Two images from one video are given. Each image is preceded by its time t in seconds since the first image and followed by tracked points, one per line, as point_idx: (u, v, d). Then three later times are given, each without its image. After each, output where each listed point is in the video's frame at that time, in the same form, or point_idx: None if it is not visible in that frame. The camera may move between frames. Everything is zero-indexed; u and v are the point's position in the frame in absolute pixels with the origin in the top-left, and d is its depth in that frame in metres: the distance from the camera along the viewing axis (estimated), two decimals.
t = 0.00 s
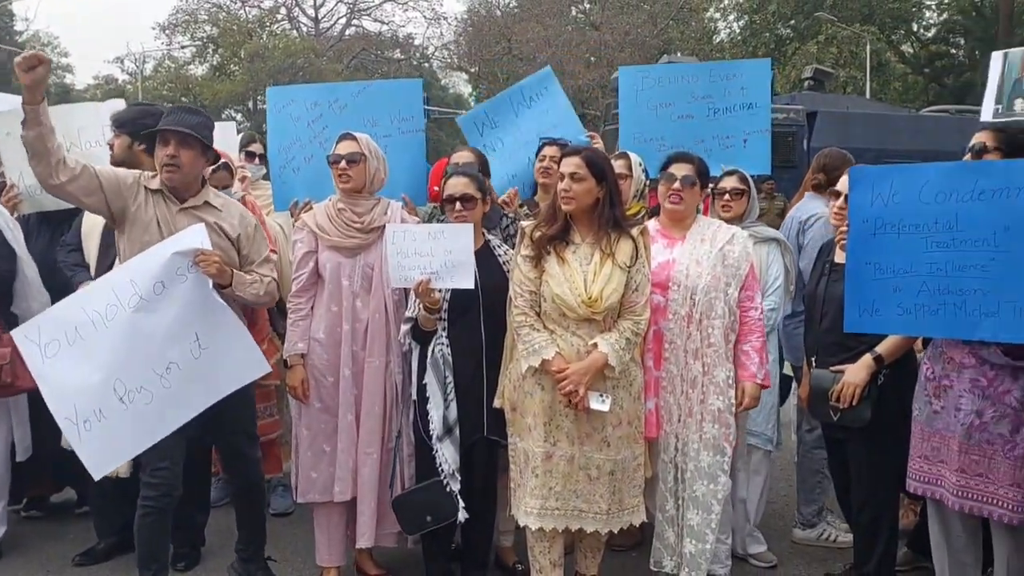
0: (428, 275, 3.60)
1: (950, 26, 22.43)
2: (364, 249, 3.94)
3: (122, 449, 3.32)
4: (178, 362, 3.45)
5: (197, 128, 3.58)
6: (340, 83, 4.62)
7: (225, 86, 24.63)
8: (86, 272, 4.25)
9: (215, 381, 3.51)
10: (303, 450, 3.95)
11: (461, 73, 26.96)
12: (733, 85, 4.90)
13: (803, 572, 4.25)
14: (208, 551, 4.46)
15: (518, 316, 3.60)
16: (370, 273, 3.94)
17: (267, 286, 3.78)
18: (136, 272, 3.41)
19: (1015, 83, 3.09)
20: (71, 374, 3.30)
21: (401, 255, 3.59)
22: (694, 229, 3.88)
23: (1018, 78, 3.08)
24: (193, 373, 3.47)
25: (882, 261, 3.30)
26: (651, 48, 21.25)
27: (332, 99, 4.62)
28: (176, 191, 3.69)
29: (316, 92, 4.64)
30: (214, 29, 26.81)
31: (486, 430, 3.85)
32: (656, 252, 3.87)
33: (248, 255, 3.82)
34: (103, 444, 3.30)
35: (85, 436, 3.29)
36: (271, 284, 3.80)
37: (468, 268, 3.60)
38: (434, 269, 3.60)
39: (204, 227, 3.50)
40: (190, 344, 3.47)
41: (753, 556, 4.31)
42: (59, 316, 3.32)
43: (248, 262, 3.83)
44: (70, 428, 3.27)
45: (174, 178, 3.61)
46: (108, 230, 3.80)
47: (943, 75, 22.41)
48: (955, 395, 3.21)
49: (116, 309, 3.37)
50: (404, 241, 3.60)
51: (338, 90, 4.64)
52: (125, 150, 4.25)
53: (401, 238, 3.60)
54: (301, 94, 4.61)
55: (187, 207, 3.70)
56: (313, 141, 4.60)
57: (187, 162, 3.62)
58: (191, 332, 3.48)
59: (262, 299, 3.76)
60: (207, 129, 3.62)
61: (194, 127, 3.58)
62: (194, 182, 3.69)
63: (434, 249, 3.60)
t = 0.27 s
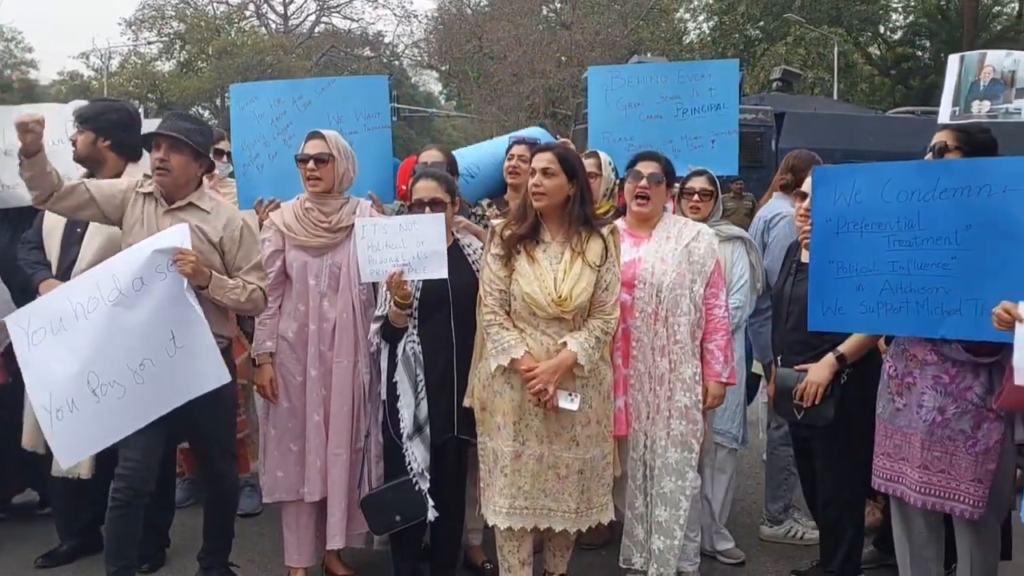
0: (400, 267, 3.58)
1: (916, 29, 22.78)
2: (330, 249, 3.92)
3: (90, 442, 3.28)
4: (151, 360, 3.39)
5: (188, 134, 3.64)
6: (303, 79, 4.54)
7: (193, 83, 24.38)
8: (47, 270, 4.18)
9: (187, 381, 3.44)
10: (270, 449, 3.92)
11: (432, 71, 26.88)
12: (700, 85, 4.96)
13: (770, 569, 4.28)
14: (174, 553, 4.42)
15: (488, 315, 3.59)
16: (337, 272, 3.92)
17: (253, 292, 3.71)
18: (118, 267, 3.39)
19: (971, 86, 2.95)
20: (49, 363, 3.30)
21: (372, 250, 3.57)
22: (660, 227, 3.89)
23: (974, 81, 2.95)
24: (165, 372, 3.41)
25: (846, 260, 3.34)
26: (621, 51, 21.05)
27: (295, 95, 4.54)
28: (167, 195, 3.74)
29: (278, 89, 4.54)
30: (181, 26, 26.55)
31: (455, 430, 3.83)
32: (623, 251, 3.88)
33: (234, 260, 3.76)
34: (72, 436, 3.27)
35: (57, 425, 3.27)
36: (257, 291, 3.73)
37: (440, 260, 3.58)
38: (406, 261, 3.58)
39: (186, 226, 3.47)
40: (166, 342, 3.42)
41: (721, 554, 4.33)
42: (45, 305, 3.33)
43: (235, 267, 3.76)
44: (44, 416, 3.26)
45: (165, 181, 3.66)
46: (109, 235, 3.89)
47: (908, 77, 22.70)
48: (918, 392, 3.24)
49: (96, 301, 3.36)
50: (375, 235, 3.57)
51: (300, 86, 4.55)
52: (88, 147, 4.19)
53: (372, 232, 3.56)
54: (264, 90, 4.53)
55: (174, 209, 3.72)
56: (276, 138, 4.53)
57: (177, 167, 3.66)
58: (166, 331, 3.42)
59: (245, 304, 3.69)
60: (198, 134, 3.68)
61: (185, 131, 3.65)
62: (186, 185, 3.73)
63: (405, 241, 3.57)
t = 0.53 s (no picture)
0: (384, 264, 3.57)
1: (900, 29, 22.78)
2: (317, 248, 3.91)
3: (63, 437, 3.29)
4: (122, 360, 3.34)
5: (175, 147, 3.59)
6: (289, 78, 4.53)
7: (179, 81, 24.26)
8: (30, 270, 4.15)
9: (153, 385, 3.34)
10: (256, 449, 3.91)
11: (418, 70, 26.84)
12: (686, 84, 4.96)
13: (756, 567, 4.29)
14: (159, 553, 4.39)
15: (475, 314, 3.59)
16: (323, 271, 3.90)
17: (229, 301, 3.62)
18: (105, 264, 3.40)
19: (951, 86, 2.95)
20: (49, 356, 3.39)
21: (356, 247, 3.56)
22: (648, 225, 3.90)
23: (953, 81, 2.95)
24: (133, 374, 3.33)
25: (831, 261, 3.35)
26: (609, 49, 21.07)
27: (281, 94, 4.53)
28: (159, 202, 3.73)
29: (265, 87, 4.53)
30: (166, 23, 26.41)
31: (442, 429, 3.83)
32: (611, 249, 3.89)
33: (212, 270, 3.67)
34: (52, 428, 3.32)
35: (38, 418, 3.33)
36: (233, 300, 3.63)
37: (424, 258, 3.56)
38: (391, 258, 3.57)
39: (163, 226, 3.39)
40: (137, 344, 3.35)
41: (707, 552, 4.34)
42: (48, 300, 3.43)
43: (213, 277, 3.67)
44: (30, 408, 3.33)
45: (153, 190, 3.66)
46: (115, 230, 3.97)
47: (893, 77, 22.85)
48: (901, 390, 3.26)
49: (84, 297, 3.39)
50: (359, 232, 3.56)
51: (287, 84, 4.54)
52: (72, 145, 4.16)
53: (356, 229, 3.55)
54: (250, 88, 4.52)
55: (159, 217, 3.71)
56: (262, 136, 4.51)
57: (164, 177, 3.64)
58: (138, 332, 3.36)
59: (221, 313, 3.61)
60: (188, 147, 3.61)
61: (173, 143, 3.59)
62: (175, 195, 3.70)
63: (388, 238, 3.56)
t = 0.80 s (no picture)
0: (378, 262, 3.56)
1: (892, 31, 23.04)
2: (311, 248, 3.89)
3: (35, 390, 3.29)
4: (103, 326, 3.35)
5: (184, 113, 3.64)
6: (282, 77, 4.52)
7: (171, 80, 24.24)
8: (21, 269, 4.13)
9: (128, 356, 3.35)
10: (248, 448, 3.90)
11: (411, 70, 26.81)
12: (677, 84, 4.94)
13: (747, 567, 4.30)
14: (150, 554, 4.38)
15: (468, 314, 3.59)
16: (316, 271, 3.89)
17: (216, 284, 3.70)
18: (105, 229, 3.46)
19: (940, 89, 2.96)
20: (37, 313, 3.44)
21: (350, 245, 3.56)
22: (650, 224, 3.90)
23: (942, 84, 2.95)
24: (111, 340, 3.35)
25: (821, 262, 3.36)
26: (603, 49, 21.09)
27: (274, 93, 4.51)
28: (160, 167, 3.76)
29: (257, 87, 4.52)
30: (158, 22, 26.33)
31: (434, 428, 3.82)
32: (613, 247, 3.90)
33: (205, 249, 3.77)
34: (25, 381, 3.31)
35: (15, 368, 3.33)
36: (219, 283, 3.71)
37: (419, 255, 3.56)
38: (385, 256, 3.56)
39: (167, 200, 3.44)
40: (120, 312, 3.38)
41: (699, 552, 4.35)
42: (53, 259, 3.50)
43: (206, 253, 3.78)
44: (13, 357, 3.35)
45: (156, 155, 3.68)
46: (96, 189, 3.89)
47: (885, 77, 22.95)
48: (893, 391, 3.27)
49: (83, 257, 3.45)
50: (353, 231, 3.56)
51: (279, 84, 4.53)
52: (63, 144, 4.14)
53: (349, 228, 3.56)
54: (243, 88, 4.51)
55: (164, 181, 3.74)
56: (255, 136, 4.50)
57: (169, 143, 3.67)
58: (125, 301, 3.39)
59: (206, 295, 3.67)
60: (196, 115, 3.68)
61: (180, 110, 3.63)
62: (176, 162, 3.75)
63: (382, 236, 3.55)
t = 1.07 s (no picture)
0: (376, 262, 3.55)
1: (888, 30, 22.91)
2: (309, 248, 3.89)
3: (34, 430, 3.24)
4: (97, 357, 3.32)
5: (155, 131, 3.54)
6: (277, 78, 4.52)
7: (167, 79, 24.22)
8: (15, 268, 4.12)
9: (130, 383, 3.36)
10: (244, 448, 3.90)
11: (407, 69, 26.80)
12: (671, 83, 4.89)
13: (742, 566, 4.31)
14: (145, 553, 4.38)
15: (465, 313, 3.59)
16: (314, 270, 3.89)
17: (206, 301, 3.72)
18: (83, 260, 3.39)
19: (933, 92, 2.96)
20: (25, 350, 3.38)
21: (348, 244, 3.54)
22: (660, 224, 3.90)
23: (935, 87, 2.96)
24: (110, 372, 3.33)
25: (817, 264, 3.37)
26: (598, 48, 21.10)
27: (268, 94, 4.51)
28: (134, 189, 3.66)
29: (251, 87, 4.51)
30: (154, 20, 26.28)
31: (430, 428, 3.82)
32: (623, 246, 3.90)
33: (193, 267, 3.75)
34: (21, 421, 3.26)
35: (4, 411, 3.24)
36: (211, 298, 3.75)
37: (414, 256, 3.54)
38: (382, 256, 3.55)
39: (152, 227, 3.43)
40: (115, 342, 3.35)
41: (694, 551, 4.36)
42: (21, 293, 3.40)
43: (192, 272, 3.76)
44: None
45: (129, 177, 3.58)
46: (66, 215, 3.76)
47: (880, 77, 22.99)
48: (889, 390, 3.28)
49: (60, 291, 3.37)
50: (351, 231, 3.54)
51: (274, 84, 4.52)
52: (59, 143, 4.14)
53: (347, 227, 3.54)
54: (237, 89, 4.50)
55: (142, 206, 3.65)
56: (250, 137, 4.50)
57: (142, 166, 3.58)
58: (117, 330, 3.37)
59: (199, 312, 3.69)
60: (168, 132, 3.59)
61: (150, 128, 3.54)
62: (153, 182, 3.66)
63: (381, 236, 3.54)
